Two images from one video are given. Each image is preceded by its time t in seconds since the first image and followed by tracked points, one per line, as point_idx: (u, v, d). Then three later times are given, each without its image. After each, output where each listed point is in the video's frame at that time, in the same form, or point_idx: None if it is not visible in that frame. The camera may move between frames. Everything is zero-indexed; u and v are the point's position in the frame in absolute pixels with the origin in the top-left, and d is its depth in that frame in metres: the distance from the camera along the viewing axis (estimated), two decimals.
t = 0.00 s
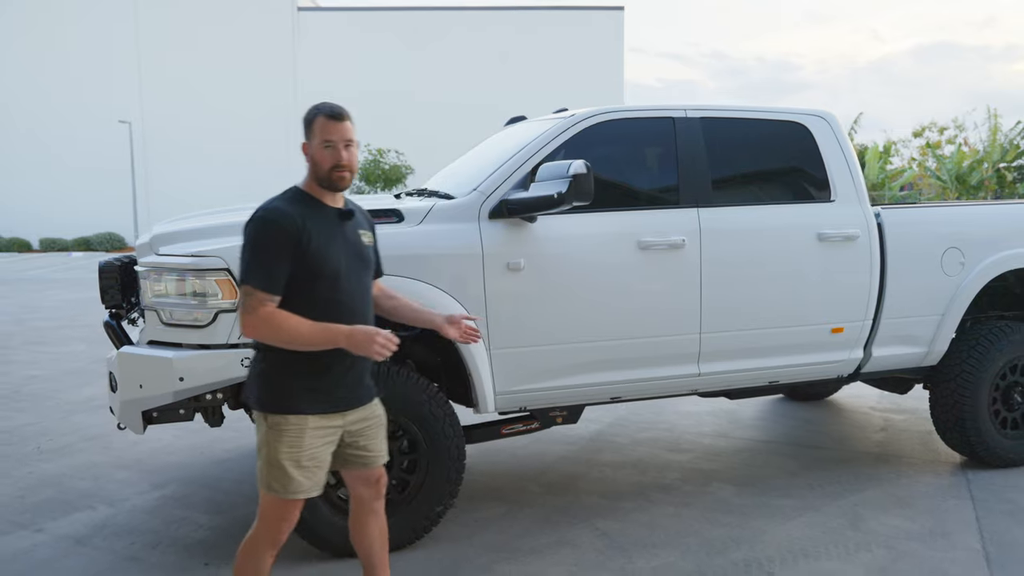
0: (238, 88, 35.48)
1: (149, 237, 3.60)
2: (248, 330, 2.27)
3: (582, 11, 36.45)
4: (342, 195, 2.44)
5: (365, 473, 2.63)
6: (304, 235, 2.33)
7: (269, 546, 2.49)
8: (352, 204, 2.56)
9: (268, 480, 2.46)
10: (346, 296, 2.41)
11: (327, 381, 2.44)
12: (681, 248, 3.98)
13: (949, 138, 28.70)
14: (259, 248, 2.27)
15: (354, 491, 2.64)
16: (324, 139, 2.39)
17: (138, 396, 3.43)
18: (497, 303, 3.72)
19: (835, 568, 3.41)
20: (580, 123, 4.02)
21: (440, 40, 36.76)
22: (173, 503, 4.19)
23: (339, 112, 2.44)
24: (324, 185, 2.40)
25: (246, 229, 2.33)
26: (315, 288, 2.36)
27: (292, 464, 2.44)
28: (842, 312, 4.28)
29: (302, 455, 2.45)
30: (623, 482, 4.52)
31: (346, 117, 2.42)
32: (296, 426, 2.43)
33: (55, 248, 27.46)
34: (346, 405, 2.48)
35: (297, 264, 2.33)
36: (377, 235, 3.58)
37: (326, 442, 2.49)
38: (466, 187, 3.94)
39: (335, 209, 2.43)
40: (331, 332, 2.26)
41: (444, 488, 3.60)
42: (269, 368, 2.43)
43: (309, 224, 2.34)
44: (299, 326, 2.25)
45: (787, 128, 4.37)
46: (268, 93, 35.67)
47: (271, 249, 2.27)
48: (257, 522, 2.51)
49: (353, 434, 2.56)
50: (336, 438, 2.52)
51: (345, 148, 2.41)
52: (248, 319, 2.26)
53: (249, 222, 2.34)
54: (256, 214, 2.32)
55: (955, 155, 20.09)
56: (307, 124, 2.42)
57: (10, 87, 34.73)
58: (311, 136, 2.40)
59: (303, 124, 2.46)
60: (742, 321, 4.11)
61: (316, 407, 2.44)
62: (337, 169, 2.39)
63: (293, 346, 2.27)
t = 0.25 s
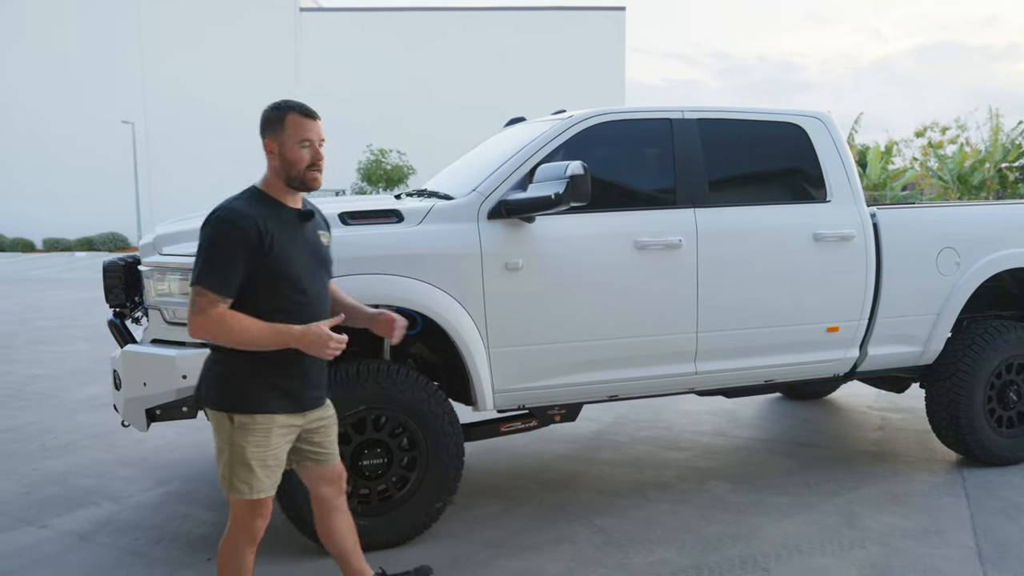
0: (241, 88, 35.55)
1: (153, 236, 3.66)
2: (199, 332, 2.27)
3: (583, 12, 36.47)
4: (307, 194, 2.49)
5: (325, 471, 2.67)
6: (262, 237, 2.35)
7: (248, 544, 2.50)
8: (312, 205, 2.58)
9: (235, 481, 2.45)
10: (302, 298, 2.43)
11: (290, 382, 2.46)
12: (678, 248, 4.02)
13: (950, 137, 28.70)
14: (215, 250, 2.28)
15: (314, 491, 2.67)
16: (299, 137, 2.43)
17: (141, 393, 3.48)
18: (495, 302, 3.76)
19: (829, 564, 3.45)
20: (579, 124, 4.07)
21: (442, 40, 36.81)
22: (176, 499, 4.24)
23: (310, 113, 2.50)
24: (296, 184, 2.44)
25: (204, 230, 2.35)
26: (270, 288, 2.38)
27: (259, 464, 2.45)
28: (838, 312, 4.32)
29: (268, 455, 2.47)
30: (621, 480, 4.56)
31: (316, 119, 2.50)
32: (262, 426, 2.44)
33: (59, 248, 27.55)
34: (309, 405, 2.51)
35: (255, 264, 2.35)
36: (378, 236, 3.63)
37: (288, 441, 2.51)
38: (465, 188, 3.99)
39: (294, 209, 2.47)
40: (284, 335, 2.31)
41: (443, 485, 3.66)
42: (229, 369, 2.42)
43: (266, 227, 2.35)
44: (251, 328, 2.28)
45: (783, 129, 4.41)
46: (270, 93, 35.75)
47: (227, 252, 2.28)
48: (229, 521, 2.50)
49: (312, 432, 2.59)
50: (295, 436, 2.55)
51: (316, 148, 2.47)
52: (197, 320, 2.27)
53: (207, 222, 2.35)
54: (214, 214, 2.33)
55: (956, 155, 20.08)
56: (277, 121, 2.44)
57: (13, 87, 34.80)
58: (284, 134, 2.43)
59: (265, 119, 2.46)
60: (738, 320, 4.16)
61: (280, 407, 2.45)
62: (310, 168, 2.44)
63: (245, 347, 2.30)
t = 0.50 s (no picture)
0: (248, 89, 35.68)
1: (157, 234, 3.71)
2: (204, 328, 2.32)
3: (590, 12, 36.44)
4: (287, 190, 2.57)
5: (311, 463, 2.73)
6: (250, 231, 2.39)
7: (245, 536, 2.54)
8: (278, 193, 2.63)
9: (232, 477, 2.49)
10: (290, 287, 2.51)
11: (281, 374, 2.52)
12: (677, 246, 4.05)
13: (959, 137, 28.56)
14: (209, 246, 2.30)
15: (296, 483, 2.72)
16: (301, 139, 2.52)
17: (146, 388, 3.53)
18: (495, 299, 3.80)
19: (826, 560, 3.47)
20: (580, 123, 4.10)
21: (448, 40, 36.84)
22: (180, 494, 4.30)
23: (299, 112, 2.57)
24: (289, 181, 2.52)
25: (188, 226, 2.35)
26: (262, 281, 2.44)
27: (254, 459, 2.49)
28: (838, 309, 4.33)
29: (262, 450, 2.51)
30: (621, 477, 4.59)
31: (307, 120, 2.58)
32: (256, 422, 2.48)
33: (68, 248, 27.74)
34: (299, 397, 2.57)
35: (246, 258, 2.40)
36: (380, 234, 3.67)
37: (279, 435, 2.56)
38: (466, 185, 4.02)
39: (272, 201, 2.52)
40: (281, 319, 2.42)
41: (444, 479, 3.69)
42: (221, 367, 2.45)
43: (255, 221, 2.40)
44: (253, 318, 2.37)
45: (783, 127, 4.43)
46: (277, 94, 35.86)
47: (222, 247, 2.31)
48: (225, 516, 2.54)
49: (300, 425, 2.65)
50: (284, 430, 2.60)
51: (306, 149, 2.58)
52: (202, 317, 2.31)
53: (190, 218, 2.35)
54: (201, 211, 2.34)
55: (964, 155, 19.98)
56: (280, 116, 2.47)
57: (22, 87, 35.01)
58: (287, 132, 2.48)
59: (266, 111, 2.46)
60: (737, 317, 4.18)
61: (274, 401, 2.50)
62: (303, 169, 2.54)
63: (247, 335, 2.38)
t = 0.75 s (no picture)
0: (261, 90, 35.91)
1: (165, 235, 3.78)
2: (212, 329, 2.38)
3: (601, 12, 36.37)
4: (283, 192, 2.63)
5: (307, 463, 2.79)
6: (253, 233, 2.45)
7: (250, 533, 2.59)
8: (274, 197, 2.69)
9: (239, 476, 2.54)
10: (291, 287, 2.57)
11: (285, 374, 2.57)
12: (678, 247, 4.08)
13: (973, 136, 28.31)
14: (215, 248, 2.36)
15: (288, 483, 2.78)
16: (293, 139, 2.57)
17: (154, 387, 3.60)
18: (497, 300, 3.84)
19: (825, 559, 3.49)
20: (582, 125, 4.13)
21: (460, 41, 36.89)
22: (189, 491, 4.37)
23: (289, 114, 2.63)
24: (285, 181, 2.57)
25: (193, 228, 2.40)
26: (265, 282, 2.50)
27: (261, 458, 2.55)
28: (839, 310, 4.35)
29: (267, 449, 2.57)
30: (624, 476, 4.62)
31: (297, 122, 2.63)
32: (262, 421, 2.54)
33: (84, 248, 28.06)
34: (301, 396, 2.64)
35: (249, 259, 2.45)
36: (382, 235, 3.72)
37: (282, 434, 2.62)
38: (469, 188, 4.07)
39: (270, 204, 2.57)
40: (286, 319, 2.48)
41: (447, 478, 3.74)
42: (226, 368, 2.50)
43: (258, 223, 2.46)
44: (259, 319, 2.43)
45: (785, 129, 4.45)
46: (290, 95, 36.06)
47: (228, 249, 2.37)
48: (232, 514, 2.59)
49: (300, 425, 2.72)
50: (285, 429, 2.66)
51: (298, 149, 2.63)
52: (210, 318, 2.37)
53: (194, 221, 2.40)
54: (204, 215, 2.39)
55: (979, 154, 19.81)
56: (272, 118, 2.52)
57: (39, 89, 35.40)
58: (280, 133, 2.53)
59: (258, 114, 2.51)
60: (738, 318, 4.21)
61: (279, 400, 2.56)
62: (297, 170, 2.59)
63: (253, 336, 2.44)
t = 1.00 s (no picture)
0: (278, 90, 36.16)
1: (178, 234, 3.86)
2: (217, 324, 2.44)
3: (617, 11, 36.26)
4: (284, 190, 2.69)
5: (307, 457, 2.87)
6: (256, 229, 2.52)
7: (263, 525, 2.66)
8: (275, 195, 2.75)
9: (248, 470, 2.60)
10: (293, 283, 2.64)
11: (289, 369, 2.64)
12: (683, 245, 4.10)
13: (994, 135, 27.96)
14: (219, 244, 2.42)
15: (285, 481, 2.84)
16: (293, 138, 2.62)
17: (167, 381, 3.68)
18: (503, 297, 3.89)
19: (827, 556, 3.50)
20: (588, 124, 4.16)
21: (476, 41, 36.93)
22: (201, 484, 4.45)
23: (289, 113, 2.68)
24: (286, 180, 2.63)
25: (196, 225, 2.46)
26: (267, 278, 2.56)
27: (270, 452, 2.61)
28: (846, 308, 4.36)
29: (276, 443, 2.63)
30: (630, 473, 4.65)
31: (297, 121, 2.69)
32: (270, 416, 2.60)
33: (104, 247, 28.42)
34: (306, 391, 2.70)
35: (251, 255, 2.52)
36: (389, 233, 3.78)
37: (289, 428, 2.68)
38: (476, 186, 4.12)
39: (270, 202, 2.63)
40: (288, 314, 2.55)
41: (452, 472, 3.79)
42: (232, 363, 2.56)
43: (260, 220, 2.52)
44: (262, 313, 2.49)
45: (792, 128, 4.46)
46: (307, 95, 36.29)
47: (231, 245, 2.44)
48: (244, 508, 2.65)
49: (304, 419, 2.78)
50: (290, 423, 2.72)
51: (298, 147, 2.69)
52: (214, 312, 2.43)
53: (197, 218, 2.46)
54: (206, 212, 2.45)
55: (999, 152, 19.57)
56: (271, 118, 2.58)
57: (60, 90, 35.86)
58: (279, 132, 2.59)
59: (257, 114, 2.57)
60: (744, 316, 4.22)
61: (284, 395, 2.62)
62: (297, 168, 2.65)
63: (256, 331, 2.51)
